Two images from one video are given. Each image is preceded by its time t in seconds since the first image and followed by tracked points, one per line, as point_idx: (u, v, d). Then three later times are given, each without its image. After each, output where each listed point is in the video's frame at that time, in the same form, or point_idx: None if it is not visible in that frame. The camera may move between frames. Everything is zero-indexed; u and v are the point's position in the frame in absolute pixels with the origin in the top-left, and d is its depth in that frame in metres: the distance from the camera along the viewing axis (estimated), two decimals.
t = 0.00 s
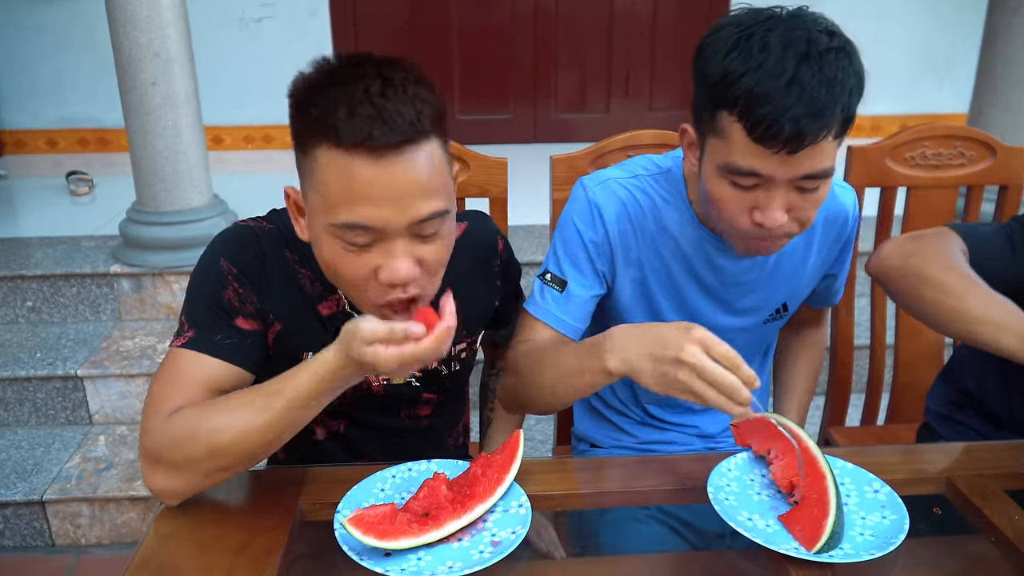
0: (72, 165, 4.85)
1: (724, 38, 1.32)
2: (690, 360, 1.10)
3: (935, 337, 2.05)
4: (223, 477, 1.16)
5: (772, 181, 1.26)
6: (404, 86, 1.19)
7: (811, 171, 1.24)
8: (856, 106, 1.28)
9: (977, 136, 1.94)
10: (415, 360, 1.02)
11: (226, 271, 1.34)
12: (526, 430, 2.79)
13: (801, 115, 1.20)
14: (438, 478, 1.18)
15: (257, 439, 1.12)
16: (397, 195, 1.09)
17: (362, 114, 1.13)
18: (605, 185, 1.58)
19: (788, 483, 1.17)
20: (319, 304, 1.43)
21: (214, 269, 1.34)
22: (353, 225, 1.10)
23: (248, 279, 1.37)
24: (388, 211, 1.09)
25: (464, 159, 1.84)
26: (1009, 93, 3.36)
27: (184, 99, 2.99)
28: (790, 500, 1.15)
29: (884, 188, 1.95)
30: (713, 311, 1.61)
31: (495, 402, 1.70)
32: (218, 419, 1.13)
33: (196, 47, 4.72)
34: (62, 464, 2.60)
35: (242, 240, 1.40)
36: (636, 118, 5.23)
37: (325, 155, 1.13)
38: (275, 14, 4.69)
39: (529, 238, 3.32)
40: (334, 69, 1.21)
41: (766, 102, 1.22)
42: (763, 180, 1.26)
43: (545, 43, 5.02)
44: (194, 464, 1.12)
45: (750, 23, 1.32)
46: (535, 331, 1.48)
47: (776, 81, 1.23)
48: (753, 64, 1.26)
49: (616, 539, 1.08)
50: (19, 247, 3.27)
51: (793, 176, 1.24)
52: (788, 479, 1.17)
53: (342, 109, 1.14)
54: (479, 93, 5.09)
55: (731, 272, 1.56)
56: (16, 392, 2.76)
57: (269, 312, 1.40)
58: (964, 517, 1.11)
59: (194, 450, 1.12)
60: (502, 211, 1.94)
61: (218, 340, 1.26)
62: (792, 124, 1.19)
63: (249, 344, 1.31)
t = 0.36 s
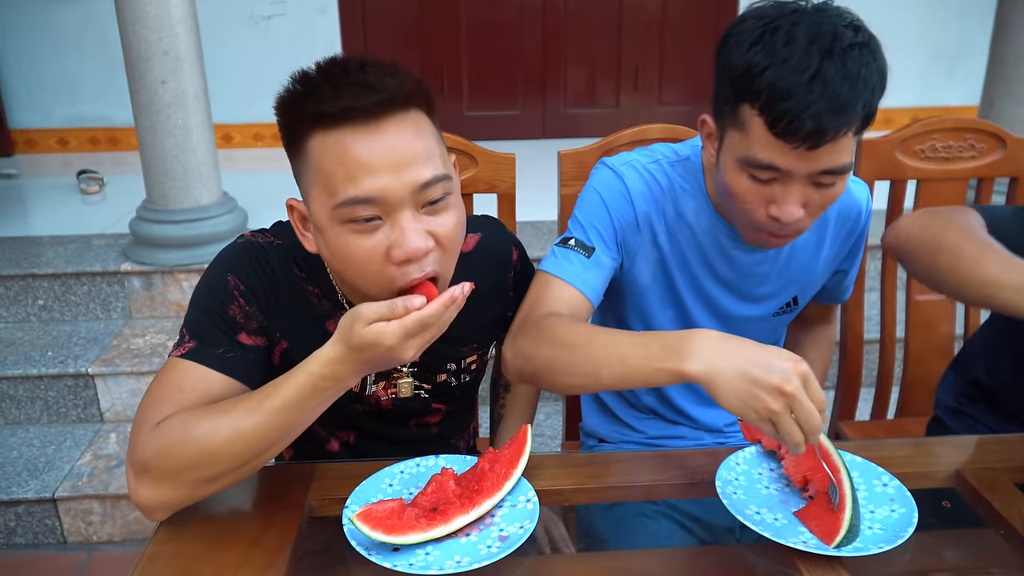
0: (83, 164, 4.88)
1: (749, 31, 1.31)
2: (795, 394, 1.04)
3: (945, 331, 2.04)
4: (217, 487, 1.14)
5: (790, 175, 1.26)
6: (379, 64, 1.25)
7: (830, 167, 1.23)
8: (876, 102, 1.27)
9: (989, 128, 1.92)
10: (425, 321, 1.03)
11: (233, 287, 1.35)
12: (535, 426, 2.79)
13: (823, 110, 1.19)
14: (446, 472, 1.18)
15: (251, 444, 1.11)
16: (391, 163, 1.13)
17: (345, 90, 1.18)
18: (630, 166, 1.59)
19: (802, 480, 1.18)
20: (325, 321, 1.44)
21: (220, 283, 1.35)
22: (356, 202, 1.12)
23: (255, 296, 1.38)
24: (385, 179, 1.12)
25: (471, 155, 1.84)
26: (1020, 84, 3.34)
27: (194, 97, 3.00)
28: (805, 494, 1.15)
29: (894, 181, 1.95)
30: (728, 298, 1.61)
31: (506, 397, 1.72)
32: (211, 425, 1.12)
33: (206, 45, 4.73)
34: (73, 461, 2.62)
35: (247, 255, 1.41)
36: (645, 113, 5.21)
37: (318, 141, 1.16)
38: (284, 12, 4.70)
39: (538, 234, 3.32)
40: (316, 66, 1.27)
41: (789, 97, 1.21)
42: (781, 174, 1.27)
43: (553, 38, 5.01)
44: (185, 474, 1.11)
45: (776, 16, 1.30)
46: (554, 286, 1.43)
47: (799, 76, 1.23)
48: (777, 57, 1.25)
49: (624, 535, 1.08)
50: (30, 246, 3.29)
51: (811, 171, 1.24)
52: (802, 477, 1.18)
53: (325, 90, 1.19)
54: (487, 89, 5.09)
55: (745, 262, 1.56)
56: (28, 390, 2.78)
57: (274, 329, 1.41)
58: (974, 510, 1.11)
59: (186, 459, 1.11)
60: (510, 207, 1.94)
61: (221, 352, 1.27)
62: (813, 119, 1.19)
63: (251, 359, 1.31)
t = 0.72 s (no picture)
0: (82, 161, 4.87)
1: None
2: (815, 386, 1.04)
3: (946, 325, 2.04)
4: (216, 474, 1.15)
5: (727, 133, 1.31)
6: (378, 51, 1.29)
7: (761, 134, 1.28)
8: (830, 90, 1.29)
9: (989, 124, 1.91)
10: (424, 273, 1.06)
11: (234, 282, 1.35)
12: (537, 422, 2.79)
13: (761, 71, 1.24)
14: (447, 469, 1.18)
15: (242, 428, 1.12)
16: (386, 135, 1.14)
17: (342, 68, 1.21)
18: (629, 161, 1.60)
19: (804, 472, 1.17)
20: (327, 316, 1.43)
21: (221, 280, 1.35)
22: (353, 172, 1.12)
23: (256, 292, 1.38)
24: (381, 150, 1.13)
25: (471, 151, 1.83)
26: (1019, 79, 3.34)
27: (193, 94, 2.99)
28: (807, 489, 1.15)
29: (894, 176, 1.94)
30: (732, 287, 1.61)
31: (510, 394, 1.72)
32: (201, 411, 1.12)
33: (205, 42, 4.72)
34: (74, 460, 2.63)
35: (249, 252, 1.41)
36: (645, 109, 5.21)
37: (315, 118, 1.18)
38: (284, 9, 4.69)
39: (539, 231, 3.31)
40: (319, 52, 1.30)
41: (740, 52, 1.28)
42: (721, 131, 1.32)
43: (553, 33, 5.00)
44: (181, 460, 1.12)
45: None
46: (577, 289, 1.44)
47: (757, 35, 1.28)
48: (750, 16, 1.30)
49: (626, 530, 1.08)
50: (30, 244, 3.29)
51: (745, 134, 1.29)
52: (803, 470, 1.18)
53: (324, 70, 1.22)
54: (487, 85, 5.09)
55: (746, 253, 1.56)
56: (28, 389, 2.78)
57: (276, 325, 1.41)
58: (975, 504, 1.11)
59: (180, 447, 1.12)
60: (511, 204, 1.94)
61: (220, 345, 1.27)
62: (749, 78, 1.25)
63: (251, 353, 1.31)
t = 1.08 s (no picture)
0: (81, 160, 4.86)
1: None
2: (825, 380, 1.04)
3: (948, 325, 2.04)
4: (215, 488, 1.13)
5: (709, 130, 1.32)
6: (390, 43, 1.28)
7: (742, 129, 1.29)
8: (809, 82, 1.29)
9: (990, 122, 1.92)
10: (431, 331, 0.99)
11: (230, 284, 1.34)
12: (537, 422, 2.79)
13: (737, 64, 1.26)
14: (451, 471, 1.17)
15: (242, 444, 1.10)
16: (405, 136, 1.14)
17: (357, 63, 1.19)
18: (623, 167, 1.60)
19: (809, 473, 1.18)
20: (327, 316, 1.43)
21: (218, 281, 1.34)
22: (371, 172, 1.13)
23: (252, 293, 1.37)
24: (401, 151, 1.13)
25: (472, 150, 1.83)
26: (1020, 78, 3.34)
27: (192, 92, 2.98)
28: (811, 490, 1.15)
29: (895, 174, 1.93)
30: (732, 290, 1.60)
31: (511, 393, 1.72)
32: (202, 426, 1.11)
33: (204, 41, 4.71)
34: (73, 459, 2.62)
35: (245, 253, 1.40)
36: (645, 108, 5.20)
37: (330, 115, 1.17)
38: (283, 7, 4.68)
39: (539, 230, 3.31)
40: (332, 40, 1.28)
41: (715, 48, 1.29)
42: (703, 127, 1.33)
43: (553, 31, 5.00)
44: (180, 472, 1.10)
45: None
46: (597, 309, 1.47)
47: (730, 29, 1.29)
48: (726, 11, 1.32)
49: (631, 531, 1.08)
50: (29, 243, 3.28)
51: (727, 129, 1.30)
52: (808, 470, 1.18)
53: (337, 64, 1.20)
54: (487, 83, 5.08)
55: (744, 254, 1.56)
56: (27, 388, 2.77)
57: (275, 326, 1.40)
58: (980, 505, 1.11)
59: (179, 459, 1.10)
60: (512, 203, 1.93)
61: (217, 349, 1.26)
62: (726, 72, 1.26)
63: (249, 355, 1.30)
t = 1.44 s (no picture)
0: (80, 160, 4.85)
1: None
2: (859, 378, 1.07)
3: (949, 327, 2.04)
4: (224, 501, 1.11)
5: (694, 147, 1.31)
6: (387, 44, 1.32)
7: (726, 147, 1.28)
8: (793, 98, 1.26)
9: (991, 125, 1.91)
10: (401, 273, 1.02)
11: (230, 292, 1.33)
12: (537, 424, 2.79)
13: (716, 85, 1.24)
14: (453, 477, 1.17)
15: (248, 442, 1.09)
16: (410, 104, 1.16)
17: (359, 50, 1.23)
18: (622, 176, 1.60)
19: (810, 479, 1.17)
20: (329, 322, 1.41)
21: (217, 290, 1.33)
22: (377, 139, 1.14)
23: (253, 301, 1.36)
24: (405, 118, 1.15)
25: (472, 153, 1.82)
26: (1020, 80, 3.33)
27: (192, 94, 2.97)
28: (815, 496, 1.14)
29: (898, 176, 1.93)
30: (734, 297, 1.60)
31: (512, 398, 1.72)
32: (207, 429, 1.11)
33: (203, 42, 4.70)
34: (72, 462, 2.61)
35: (243, 261, 1.38)
36: (645, 109, 5.19)
37: (333, 95, 1.19)
38: (282, 8, 4.68)
39: (539, 231, 3.30)
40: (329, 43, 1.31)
41: (697, 67, 1.27)
42: (689, 145, 1.32)
43: (552, 32, 4.99)
44: (192, 479, 1.09)
45: None
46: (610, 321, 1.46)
47: (712, 46, 1.27)
48: (709, 24, 1.29)
49: (634, 536, 1.08)
50: (27, 244, 3.28)
51: (711, 147, 1.29)
52: (810, 476, 1.17)
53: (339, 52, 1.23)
54: (486, 84, 5.08)
55: (745, 261, 1.56)
56: (26, 390, 2.76)
57: (276, 333, 1.38)
58: (986, 510, 1.11)
59: (187, 462, 1.10)
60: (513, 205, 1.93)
61: (222, 360, 1.25)
62: (705, 92, 1.24)
63: (255, 363, 1.29)
